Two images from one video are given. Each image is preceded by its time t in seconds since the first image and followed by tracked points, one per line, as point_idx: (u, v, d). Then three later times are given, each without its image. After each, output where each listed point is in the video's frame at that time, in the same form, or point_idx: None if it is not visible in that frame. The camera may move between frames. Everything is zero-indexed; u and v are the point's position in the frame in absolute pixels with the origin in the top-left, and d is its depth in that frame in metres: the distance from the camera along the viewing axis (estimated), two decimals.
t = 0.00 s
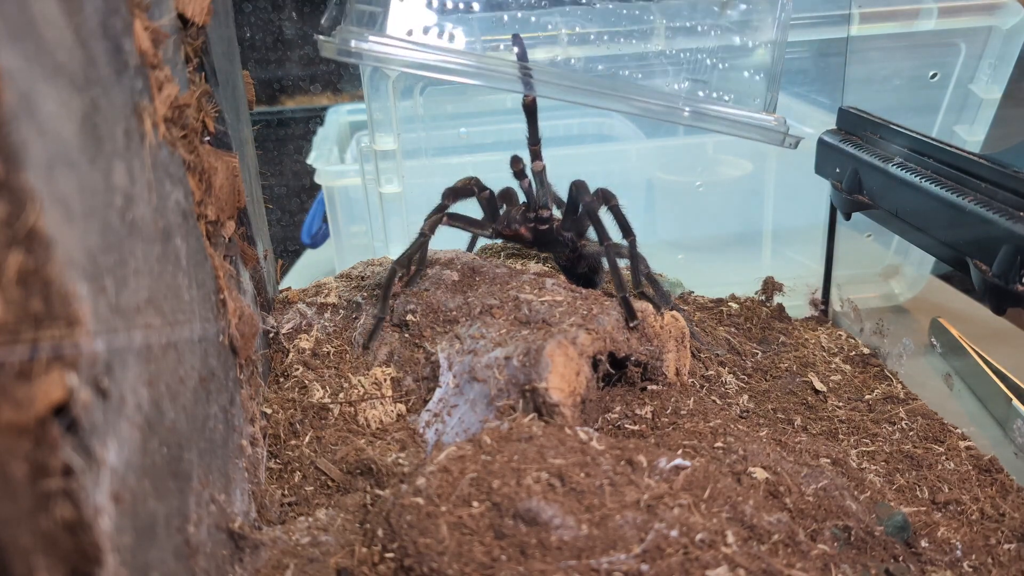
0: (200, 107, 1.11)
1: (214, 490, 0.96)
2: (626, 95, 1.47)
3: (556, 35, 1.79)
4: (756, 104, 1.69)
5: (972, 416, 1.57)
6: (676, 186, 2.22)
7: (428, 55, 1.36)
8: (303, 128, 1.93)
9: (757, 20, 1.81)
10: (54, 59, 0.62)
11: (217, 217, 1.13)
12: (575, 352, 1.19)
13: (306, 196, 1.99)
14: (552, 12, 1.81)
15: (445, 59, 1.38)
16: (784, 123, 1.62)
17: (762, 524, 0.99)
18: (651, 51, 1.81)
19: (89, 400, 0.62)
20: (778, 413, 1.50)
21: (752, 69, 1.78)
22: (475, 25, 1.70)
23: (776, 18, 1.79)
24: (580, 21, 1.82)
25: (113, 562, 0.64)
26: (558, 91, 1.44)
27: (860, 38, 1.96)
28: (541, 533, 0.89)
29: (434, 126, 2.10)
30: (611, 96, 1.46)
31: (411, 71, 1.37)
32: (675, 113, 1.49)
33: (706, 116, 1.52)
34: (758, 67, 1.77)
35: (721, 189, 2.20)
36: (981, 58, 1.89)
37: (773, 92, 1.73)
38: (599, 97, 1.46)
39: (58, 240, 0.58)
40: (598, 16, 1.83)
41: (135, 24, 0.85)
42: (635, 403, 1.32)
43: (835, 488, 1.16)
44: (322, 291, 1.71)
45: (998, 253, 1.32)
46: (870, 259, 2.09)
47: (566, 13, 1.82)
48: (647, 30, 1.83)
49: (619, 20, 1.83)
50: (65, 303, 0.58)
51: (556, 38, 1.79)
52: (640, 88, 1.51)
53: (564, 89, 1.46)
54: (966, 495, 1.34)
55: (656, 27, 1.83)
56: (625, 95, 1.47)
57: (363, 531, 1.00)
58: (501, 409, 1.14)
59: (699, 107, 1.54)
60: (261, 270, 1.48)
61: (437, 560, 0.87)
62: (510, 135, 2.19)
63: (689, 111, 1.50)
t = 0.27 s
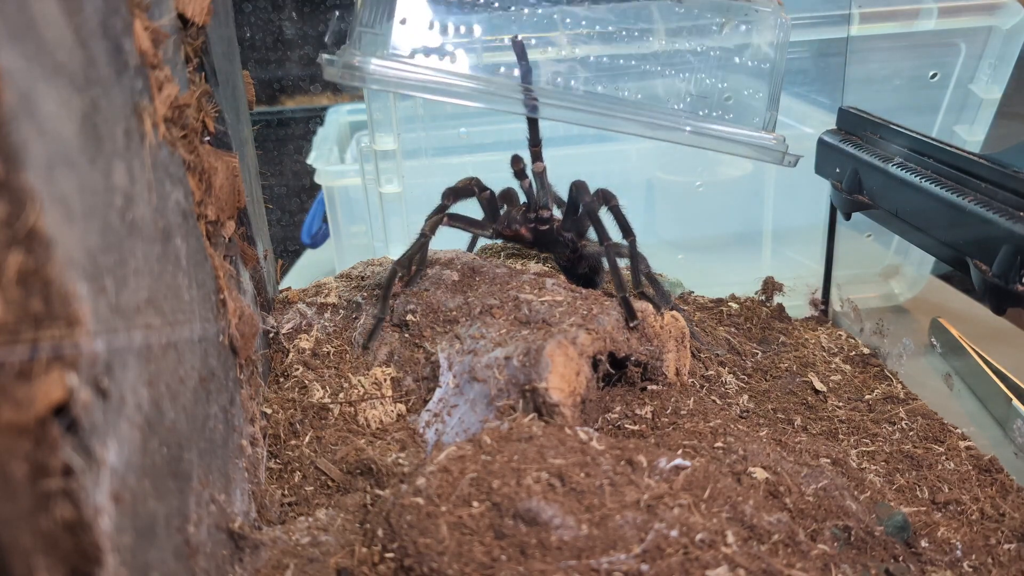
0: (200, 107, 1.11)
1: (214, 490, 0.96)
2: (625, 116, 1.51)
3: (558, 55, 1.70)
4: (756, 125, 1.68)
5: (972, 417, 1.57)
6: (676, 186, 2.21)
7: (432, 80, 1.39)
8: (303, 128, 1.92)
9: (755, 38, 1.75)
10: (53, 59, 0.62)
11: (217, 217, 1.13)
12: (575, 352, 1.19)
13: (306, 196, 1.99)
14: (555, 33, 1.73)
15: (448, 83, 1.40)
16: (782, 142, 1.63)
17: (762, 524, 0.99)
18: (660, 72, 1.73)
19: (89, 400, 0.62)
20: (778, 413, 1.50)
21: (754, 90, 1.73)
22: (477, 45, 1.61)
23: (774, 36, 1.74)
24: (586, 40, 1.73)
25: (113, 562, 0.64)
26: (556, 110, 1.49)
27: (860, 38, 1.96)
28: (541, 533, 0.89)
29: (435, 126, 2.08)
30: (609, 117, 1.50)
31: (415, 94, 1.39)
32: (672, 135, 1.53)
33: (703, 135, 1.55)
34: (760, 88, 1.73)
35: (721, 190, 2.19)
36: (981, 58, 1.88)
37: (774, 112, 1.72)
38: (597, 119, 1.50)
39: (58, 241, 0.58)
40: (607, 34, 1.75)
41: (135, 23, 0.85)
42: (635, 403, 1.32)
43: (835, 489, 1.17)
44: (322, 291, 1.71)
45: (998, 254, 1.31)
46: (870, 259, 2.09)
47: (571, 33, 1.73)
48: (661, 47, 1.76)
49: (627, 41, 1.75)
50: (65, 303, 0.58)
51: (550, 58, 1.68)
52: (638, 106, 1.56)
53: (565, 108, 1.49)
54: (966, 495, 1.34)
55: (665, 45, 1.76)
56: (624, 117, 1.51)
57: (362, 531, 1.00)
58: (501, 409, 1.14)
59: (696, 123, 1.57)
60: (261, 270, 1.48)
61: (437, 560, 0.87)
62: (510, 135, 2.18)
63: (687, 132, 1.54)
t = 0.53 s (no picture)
0: (200, 107, 1.11)
1: (214, 490, 0.96)
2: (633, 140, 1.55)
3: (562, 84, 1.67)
4: (756, 147, 1.69)
5: (972, 416, 1.57)
6: (677, 186, 2.19)
7: (437, 112, 1.43)
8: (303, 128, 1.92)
9: (755, 62, 1.75)
10: (53, 59, 0.62)
11: (217, 217, 1.13)
12: (575, 352, 1.19)
13: (306, 196, 1.99)
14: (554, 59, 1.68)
15: (453, 115, 1.44)
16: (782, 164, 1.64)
17: (762, 524, 0.99)
18: (661, 98, 1.71)
19: (88, 400, 0.62)
20: (778, 413, 1.50)
21: (754, 112, 1.74)
22: (476, 75, 1.57)
23: (775, 61, 1.75)
24: (587, 70, 1.70)
25: (113, 562, 0.64)
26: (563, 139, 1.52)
27: (860, 38, 1.97)
28: (541, 533, 0.89)
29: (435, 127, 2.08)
30: (610, 143, 1.53)
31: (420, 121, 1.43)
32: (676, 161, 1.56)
33: (706, 159, 1.58)
34: (760, 109, 1.73)
35: (721, 190, 2.18)
36: (982, 58, 1.87)
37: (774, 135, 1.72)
38: (599, 145, 1.53)
39: (58, 241, 0.58)
40: (608, 63, 1.71)
41: (135, 23, 0.85)
42: (635, 403, 1.32)
43: (835, 489, 1.17)
44: (322, 291, 1.71)
45: (998, 254, 1.32)
46: (871, 259, 2.09)
47: (572, 62, 1.69)
48: (661, 74, 1.73)
49: (628, 69, 1.72)
50: (64, 303, 0.58)
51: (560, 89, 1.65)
52: (645, 132, 1.60)
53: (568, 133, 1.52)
54: (966, 495, 1.34)
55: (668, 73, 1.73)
56: (630, 141, 1.55)
57: (362, 531, 1.00)
58: (501, 409, 1.14)
59: (701, 145, 1.61)
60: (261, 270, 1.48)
61: (437, 560, 0.87)
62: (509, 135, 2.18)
63: (691, 157, 1.58)
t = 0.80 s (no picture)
0: (200, 107, 1.11)
1: (214, 490, 0.96)
2: (634, 155, 1.54)
3: (561, 97, 1.65)
4: (755, 163, 1.70)
5: (972, 416, 1.57)
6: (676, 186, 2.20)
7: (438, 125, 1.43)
8: (303, 128, 1.92)
9: (755, 79, 1.76)
10: (54, 59, 0.62)
11: (217, 217, 1.13)
12: (575, 352, 1.19)
13: (306, 196, 1.99)
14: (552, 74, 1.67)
15: (454, 128, 1.44)
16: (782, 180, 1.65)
17: (762, 524, 0.99)
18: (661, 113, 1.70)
19: (88, 400, 0.62)
20: (778, 413, 1.50)
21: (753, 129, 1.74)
22: (478, 87, 1.58)
23: (774, 78, 1.76)
24: (587, 84, 1.69)
25: (113, 562, 0.64)
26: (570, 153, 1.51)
27: (860, 38, 1.98)
28: (541, 533, 0.89)
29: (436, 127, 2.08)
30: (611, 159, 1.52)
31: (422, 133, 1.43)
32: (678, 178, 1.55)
33: (707, 175, 1.57)
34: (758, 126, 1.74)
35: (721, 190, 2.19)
36: (982, 58, 1.87)
37: (773, 150, 1.72)
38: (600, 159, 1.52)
39: (58, 241, 0.58)
40: (608, 77, 1.70)
41: (135, 24, 0.85)
42: (635, 403, 1.32)
43: (835, 489, 1.17)
44: (322, 291, 1.71)
45: (998, 254, 1.32)
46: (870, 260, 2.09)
47: (573, 76, 1.68)
48: (660, 89, 1.72)
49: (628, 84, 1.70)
50: (64, 303, 0.58)
51: (560, 102, 1.64)
52: (646, 146, 1.59)
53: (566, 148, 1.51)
54: (966, 495, 1.34)
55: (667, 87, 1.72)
56: (631, 156, 1.54)
57: (362, 531, 1.00)
58: (501, 409, 1.14)
59: (703, 160, 1.60)
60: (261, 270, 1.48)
61: (437, 560, 0.87)
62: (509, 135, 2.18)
63: (692, 173, 1.56)
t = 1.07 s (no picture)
0: (200, 107, 1.11)
1: (214, 490, 0.96)
2: (632, 165, 1.53)
3: (562, 112, 1.64)
4: (755, 175, 1.68)
5: (972, 416, 1.57)
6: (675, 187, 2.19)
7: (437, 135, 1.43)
8: (302, 128, 1.91)
9: (753, 91, 1.76)
10: (54, 59, 0.62)
11: (217, 217, 1.13)
12: (575, 352, 1.19)
13: (306, 196, 1.99)
14: (551, 84, 1.66)
15: (451, 139, 1.44)
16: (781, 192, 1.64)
17: (762, 524, 0.99)
18: (661, 124, 1.69)
19: (89, 400, 0.62)
20: (778, 413, 1.50)
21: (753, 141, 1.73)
22: (477, 100, 1.58)
23: (772, 90, 1.76)
24: (587, 97, 1.68)
25: (113, 562, 0.64)
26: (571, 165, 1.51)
27: (860, 38, 1.98)
28: (541, 533, 0.89)
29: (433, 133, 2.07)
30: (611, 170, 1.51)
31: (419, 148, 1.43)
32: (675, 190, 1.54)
33: (704, 186, 1.56)
34: (757, 138, 1.73)
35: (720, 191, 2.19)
36: (981, 58, 1.87)
37: (773, 162, 1.72)
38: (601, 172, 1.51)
39: (58, 240, 0.58)
40: (608, 91, 1.70)
41: (135, 24, 0.85)
42: (635, 403, 1.32)
43: (835, 489, 1.17)
44: (322, 291, 1.71)
45: (998, 254, 1.32)
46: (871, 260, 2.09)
47: (572, 88, 1.67)
48: (661, 102, 1.71)
49: (627, 97, 1.70)
50: (65, 303, 0.58)
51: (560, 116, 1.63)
52: (645, 158, 1.58)
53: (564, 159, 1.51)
54: (966, 495, 1.34)
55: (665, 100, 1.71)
56: (630, 168, 1.53)
57: (362, 531, 1.00)
58: (501, 409, 1.14)
59: (701, 171, 1.59)
60: (261, 270, 1.48)
61: (437, 560, 0.87)
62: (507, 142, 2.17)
63: (689, 186, 1.55)
